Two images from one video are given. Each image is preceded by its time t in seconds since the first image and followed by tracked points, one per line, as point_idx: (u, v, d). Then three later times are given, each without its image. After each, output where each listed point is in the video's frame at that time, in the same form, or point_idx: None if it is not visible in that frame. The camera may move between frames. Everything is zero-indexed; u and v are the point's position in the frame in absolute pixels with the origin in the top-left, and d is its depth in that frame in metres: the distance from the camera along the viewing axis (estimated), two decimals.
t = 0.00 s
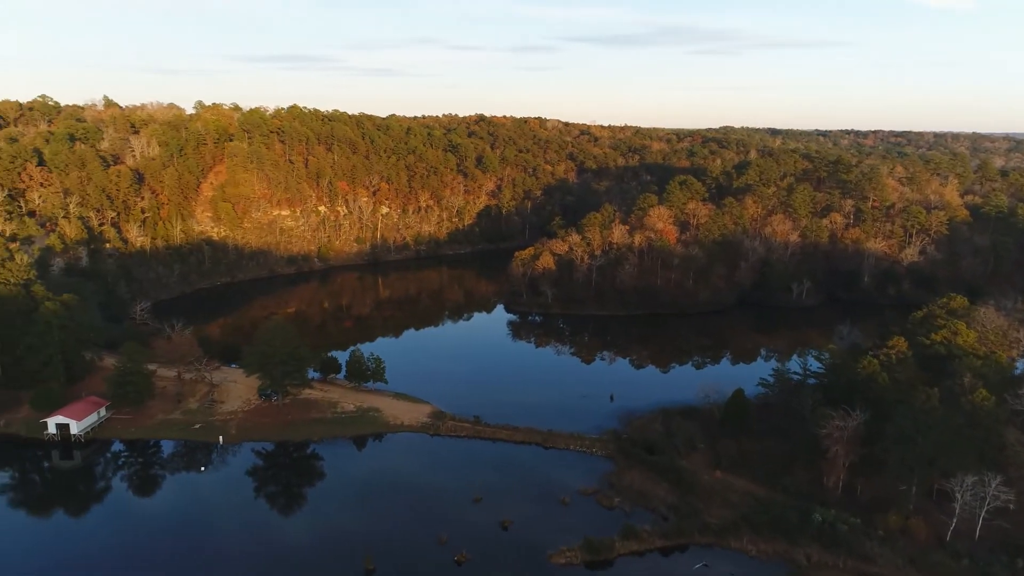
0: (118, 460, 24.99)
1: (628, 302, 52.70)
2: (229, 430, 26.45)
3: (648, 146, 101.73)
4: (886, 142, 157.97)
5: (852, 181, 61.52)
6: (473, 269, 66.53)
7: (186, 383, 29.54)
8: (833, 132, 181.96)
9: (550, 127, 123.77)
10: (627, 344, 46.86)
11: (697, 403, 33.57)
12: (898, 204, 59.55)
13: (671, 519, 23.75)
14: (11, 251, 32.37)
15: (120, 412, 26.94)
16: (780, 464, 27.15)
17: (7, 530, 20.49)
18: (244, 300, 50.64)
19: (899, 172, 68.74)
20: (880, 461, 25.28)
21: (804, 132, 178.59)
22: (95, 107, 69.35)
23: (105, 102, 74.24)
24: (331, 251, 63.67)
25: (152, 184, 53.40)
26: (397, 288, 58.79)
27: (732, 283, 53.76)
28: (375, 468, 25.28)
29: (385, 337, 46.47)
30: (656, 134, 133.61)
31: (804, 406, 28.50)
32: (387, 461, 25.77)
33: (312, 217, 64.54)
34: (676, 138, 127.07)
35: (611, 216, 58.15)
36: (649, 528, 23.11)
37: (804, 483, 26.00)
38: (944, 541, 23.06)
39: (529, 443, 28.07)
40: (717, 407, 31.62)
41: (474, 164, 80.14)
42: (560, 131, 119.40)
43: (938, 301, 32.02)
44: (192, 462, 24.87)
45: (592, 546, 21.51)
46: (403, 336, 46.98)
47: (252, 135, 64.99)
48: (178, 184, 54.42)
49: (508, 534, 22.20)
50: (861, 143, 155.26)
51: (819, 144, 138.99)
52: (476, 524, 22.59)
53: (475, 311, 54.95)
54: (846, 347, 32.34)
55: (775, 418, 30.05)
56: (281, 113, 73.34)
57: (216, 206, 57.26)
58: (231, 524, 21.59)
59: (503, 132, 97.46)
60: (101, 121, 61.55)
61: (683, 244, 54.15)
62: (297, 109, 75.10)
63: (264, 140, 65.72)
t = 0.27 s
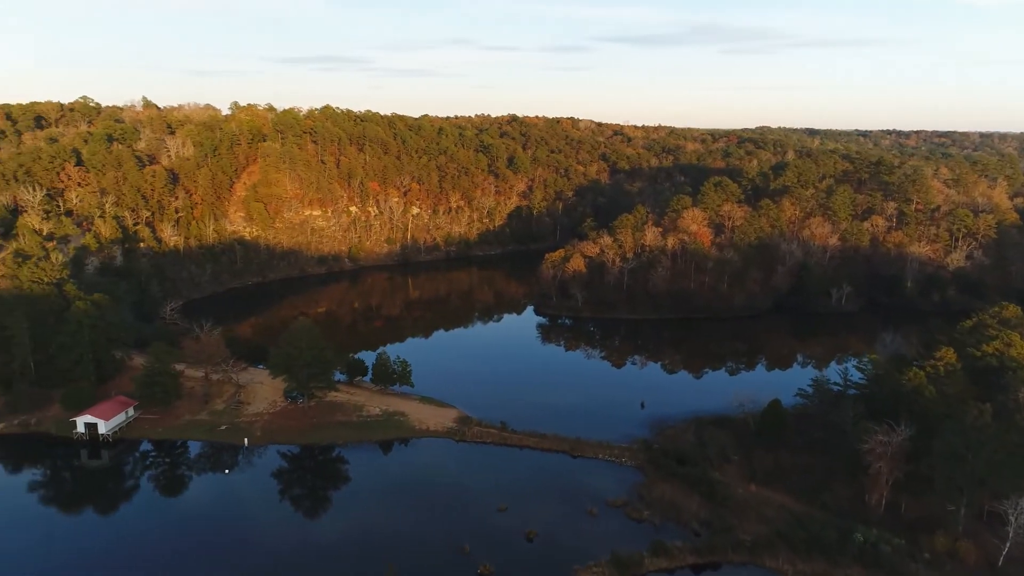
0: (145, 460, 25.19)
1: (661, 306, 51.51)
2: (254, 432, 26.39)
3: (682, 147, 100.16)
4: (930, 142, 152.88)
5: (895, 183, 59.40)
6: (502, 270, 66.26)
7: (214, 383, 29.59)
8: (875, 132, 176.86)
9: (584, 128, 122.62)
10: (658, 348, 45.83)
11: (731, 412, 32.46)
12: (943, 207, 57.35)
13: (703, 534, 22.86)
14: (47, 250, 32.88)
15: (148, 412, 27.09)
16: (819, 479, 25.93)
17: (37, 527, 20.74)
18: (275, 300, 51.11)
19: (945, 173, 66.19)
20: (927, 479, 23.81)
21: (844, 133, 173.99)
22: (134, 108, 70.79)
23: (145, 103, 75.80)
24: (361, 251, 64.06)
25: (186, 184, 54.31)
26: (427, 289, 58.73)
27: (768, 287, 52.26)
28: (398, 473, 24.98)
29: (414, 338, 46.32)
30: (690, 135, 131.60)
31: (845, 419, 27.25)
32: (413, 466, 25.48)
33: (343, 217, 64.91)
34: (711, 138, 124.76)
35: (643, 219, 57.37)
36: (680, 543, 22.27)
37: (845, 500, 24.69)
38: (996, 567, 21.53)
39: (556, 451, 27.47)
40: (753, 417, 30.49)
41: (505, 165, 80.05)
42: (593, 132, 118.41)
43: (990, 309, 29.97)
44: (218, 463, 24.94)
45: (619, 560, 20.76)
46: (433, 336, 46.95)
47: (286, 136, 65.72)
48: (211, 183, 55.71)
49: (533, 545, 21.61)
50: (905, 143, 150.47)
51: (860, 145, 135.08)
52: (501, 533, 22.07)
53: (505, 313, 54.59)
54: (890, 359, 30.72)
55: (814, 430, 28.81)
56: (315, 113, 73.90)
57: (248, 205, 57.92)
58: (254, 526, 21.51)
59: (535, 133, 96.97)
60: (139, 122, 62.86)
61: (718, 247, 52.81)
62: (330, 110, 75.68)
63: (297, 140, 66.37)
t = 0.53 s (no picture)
0: (173, 460, 25.32)
1: (694, 311, 50.21)
2: (279, 435, 26.30)
3: (718, 147, 98.28)
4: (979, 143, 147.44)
5: (942, 185, 57.18)
6: (533, 272, 65.73)
7: (241, 383, 29.65)
8: (920, 132, 171.39)
9: (618, 128, 121.08)
10: (692, 354, 44.70)
11: (767, 422, 31.28)
12: (993, 210, 54.96)
13: (737, 551, 21.87)
14: (83, 249, 33.32)
15: (176, 412, 27.25)
16: (861, 497, 24.58)
17: (66, 526, 20.93)
18: (306, 300, 51.52)
19: (996, 175, 63.43)
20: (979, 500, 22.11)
21: (885, 132, 169.80)
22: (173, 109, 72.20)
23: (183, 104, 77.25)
24: (392, 251, 64.31)
25: (220, 184, 55.25)
26: (457, 290, 58.55)
27: (807, 293, 50.63)
28: (421, 478, 24.66)
29: (443, 339, 46.08)
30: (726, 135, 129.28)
31: (888, 433, 25.81)
32: (439, 472, 25.14)
33: (374, 217, 65.10)
34: (748, 139, 122.33)
35: (677, 221, 56.17)
36: (712, 561, 21.33)
37: (888, 520, 23.34)
38: None
39: (585, 461, 26.78)
40: (791, 429, 29.30)
41: (537, 165, 79.67)
42: (627, 132, 117.04)
43: None
44: (244, 464, 24.95)
45: None
46: (462, 337, 46.74)
47: (319, 136, 66.24)
48: (244, 183, 56.32)
49: (559, 558, 20.94)
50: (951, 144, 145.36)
51: (904, 145, 130.94)
52: (526, 545, 21.48)
53: (535, 315, 54.16)
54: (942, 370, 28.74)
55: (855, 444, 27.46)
56: (348, 114, 74.33)
57: (280, 206, 58.66)
58: (277, 530, 21.35)
59: (568, 133, 96.22)
60: (177, 123, 64.05)
61: (754, 251, 51.35)
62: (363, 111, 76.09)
63: (329, 140, 66.87)
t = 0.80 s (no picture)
0: (199, 461, 25.45)
1: (728, 316, 48.77)
2: (304, 438, 26.21)
3: (754, 148, 96.22)
4: None
5: (991, 187, 54.79)
6: (563, 274, 65.08)
7: (267, 386, 29.68)
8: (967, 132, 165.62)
9: (651, 128, 119.59)
10: (725, 360, 43.45)
11: (804, 434, 30.07)
12: None
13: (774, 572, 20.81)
14: (117, 249, 33.85)
15: (202, 413, 27.35)
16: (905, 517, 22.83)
17: (94, 525, 21.05)
18: (337, 300, 51.82)
19: None
20: None
21: (929, 132, 164.68)
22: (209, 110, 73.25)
23: (219, 105, 78.30)
24: (422, 252, 64.47)
25: (252, 184, 55.99)
26: (486, 291, 58.27)
27: (846, 298, 48.92)
28: (446, 486, 24.28)
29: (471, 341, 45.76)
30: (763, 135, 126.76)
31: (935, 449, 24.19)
32: (465, 479, 24.74)
33: (405, 218, 65.05)
34: (785, 139, 119.75)
35: (711, 223, 54.78)
36: None
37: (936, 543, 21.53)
38: None
39: (613, 471, 26.06)
40: (830, 443, 28.05)
41: (569, 166, 79.02)
42: (661, 132, 115.44)
43: None
44: (270, 467, 24.93)
45: None
46: (492, 338, 46.53)
47: (350, 137, 66.55)
48: (276, 183, 57.00)
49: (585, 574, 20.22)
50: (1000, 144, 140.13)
51: (949, 145, 126.69)
52: (551, 558, 20.82)
53: (566, 317, 53.58)
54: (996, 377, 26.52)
55: (900, 460, 25.98)
56: (380, 115, 74.51)
57: (312, 206, 59.15)
58: (298, 534, 21.12)
59: (600, 133, 95.26)
60: (211, 124, 65.02)
61: (792, 255, 49.73)
62: (395, 112, 76.26)
63: (361, 141, 67.12)
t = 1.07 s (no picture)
0: (225, 462, 25.55)
1: (764, 323, 47.09)
2: (328, 442, 26.05)
3: (792, 149, 93.99)
4: None
5: None
6: (593, 276, 64.28)
7: (293, 388, 29.67)
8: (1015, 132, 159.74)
9: (685, 128, 117.76)
10: (760, 367, 42.10)
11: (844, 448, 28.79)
12: None
13: None
14: (149, 248, 34.62)
15: (228, 414, 27.43)
16: (952, 539, 21.28)
17: (119, 525, 21.14)
18: (366, 300, 52.00)
19: None
20: None
21: (976, 132, 159.25)
22: (243, 111, 74.25)
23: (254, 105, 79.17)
24: (451, 254, 64.51)
25: (284, 184, 56.59)
26: (516, 293, 57.86)
27: (888, 304, 47.07)
28: (470, 494, 23.82)
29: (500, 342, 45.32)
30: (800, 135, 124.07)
31: (987, 468, 22.66)
32: (489, 487, 24.29)
33: (435, 218, 65.00)
34: (824, 139, 117.00)
35: (747, 225, 53.29)
36: None
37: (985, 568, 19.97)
38: None
39: (642, 482, 25.26)
40: (871, 457, 26.74)
41: (601, 167, 78.13)
42: (695, 133, 113.64)
43: None
44: (294, 470, 24.87)
45: None
46: (521, 340, 46.19)
47: (382, 137, 66.72)
48: (308, 184, 57.37)
49: None
50: None
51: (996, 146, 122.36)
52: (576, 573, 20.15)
53: (596, 320, 52.84)
54: None
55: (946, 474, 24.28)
56: (411, 115, 74.56)
57: (342, 206, 59.56)
58: (319, 540, 20.88)
59: (633, 134, 94.02)
60: (245, 124, 66.01)
61: (831, 259, 47.97)
62: (426, 112, 76.24)
63: (392, 141, 67.19)
